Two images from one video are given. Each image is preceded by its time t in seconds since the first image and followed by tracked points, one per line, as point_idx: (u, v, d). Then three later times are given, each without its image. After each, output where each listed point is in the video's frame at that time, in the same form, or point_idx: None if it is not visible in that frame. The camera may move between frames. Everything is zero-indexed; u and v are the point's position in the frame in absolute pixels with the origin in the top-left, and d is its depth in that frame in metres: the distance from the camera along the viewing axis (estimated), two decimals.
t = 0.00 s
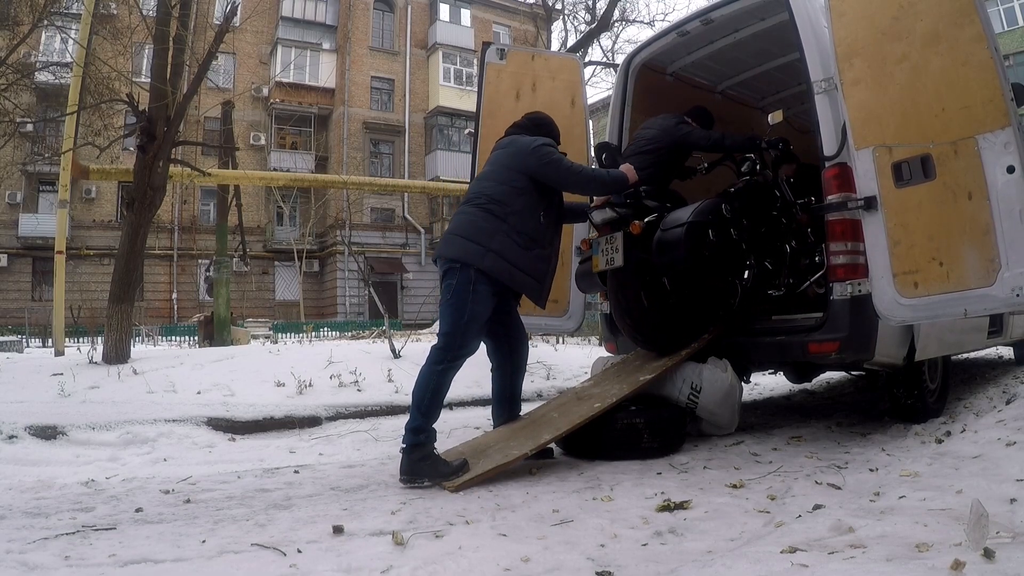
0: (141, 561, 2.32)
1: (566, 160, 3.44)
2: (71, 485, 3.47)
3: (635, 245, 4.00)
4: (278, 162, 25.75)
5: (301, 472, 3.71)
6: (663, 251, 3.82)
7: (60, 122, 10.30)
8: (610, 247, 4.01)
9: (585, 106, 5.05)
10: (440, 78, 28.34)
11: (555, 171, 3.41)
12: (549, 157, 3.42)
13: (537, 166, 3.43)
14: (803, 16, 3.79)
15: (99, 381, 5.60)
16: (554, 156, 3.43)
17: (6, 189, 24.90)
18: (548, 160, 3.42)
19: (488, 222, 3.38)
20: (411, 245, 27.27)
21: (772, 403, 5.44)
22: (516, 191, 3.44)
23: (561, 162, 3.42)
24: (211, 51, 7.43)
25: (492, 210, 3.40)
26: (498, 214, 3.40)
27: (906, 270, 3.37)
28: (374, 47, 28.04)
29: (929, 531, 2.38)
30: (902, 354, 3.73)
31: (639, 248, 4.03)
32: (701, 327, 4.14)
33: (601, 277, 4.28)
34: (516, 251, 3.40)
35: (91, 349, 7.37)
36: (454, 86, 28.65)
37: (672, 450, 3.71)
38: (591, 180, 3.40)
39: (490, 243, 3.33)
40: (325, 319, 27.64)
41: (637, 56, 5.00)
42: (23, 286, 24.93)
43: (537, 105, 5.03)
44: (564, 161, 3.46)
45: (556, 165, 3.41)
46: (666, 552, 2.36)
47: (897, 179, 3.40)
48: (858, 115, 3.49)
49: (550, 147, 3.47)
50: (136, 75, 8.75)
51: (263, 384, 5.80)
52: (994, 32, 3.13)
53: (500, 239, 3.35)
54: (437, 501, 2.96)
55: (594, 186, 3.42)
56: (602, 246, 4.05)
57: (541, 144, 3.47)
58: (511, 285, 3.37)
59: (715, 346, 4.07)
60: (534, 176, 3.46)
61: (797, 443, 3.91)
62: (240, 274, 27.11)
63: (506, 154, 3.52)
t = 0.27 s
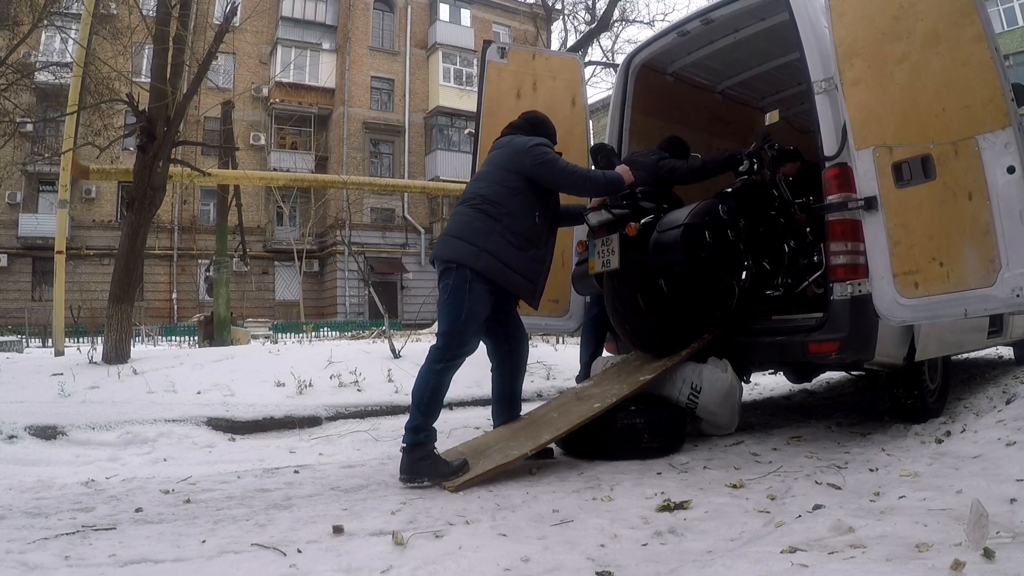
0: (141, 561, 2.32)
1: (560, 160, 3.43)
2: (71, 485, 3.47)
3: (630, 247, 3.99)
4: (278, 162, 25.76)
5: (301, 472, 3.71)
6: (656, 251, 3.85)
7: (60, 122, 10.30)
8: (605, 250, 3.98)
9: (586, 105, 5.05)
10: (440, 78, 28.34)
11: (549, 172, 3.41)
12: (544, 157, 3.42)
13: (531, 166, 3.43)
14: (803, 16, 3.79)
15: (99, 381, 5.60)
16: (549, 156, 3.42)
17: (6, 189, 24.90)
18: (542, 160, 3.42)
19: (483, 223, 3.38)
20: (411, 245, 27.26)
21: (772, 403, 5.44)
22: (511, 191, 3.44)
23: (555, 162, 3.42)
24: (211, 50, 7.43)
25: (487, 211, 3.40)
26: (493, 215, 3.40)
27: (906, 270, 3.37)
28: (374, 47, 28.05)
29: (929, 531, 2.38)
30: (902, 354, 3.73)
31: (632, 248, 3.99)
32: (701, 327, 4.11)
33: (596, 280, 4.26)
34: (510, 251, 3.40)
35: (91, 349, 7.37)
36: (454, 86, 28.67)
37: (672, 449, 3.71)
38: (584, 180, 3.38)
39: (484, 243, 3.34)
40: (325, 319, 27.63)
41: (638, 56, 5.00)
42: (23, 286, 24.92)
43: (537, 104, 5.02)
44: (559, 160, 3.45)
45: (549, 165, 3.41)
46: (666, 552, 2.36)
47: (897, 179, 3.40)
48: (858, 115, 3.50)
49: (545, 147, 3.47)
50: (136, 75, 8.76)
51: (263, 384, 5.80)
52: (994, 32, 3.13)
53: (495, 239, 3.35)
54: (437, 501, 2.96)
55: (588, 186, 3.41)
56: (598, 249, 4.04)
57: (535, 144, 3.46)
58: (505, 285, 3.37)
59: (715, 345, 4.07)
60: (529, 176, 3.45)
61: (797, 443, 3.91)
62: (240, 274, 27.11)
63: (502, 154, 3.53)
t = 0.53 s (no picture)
0: (140, 561, 2.32)
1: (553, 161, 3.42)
2: (71, 485, 3.47)
3: (627, 249, 3.90)
4: (278, 162, 25.76)
5: (301, 472, 3.71)
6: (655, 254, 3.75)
7: (60, 122, 10.30)
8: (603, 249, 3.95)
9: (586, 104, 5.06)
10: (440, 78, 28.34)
11: (541, 173, 3.40)
12: (536, 158, 3.41)
13: (524, 167, 3.42)
14: (803, 16, 3.79)
15: (99, 381, 5.60)
16: (541, 156, 3.41)
17: (6, 189, 24.90)
18: (535, 161, 3.41)
19: (477, 226, 3.38)
20: (411, 245, 27.26)
21: (772, 403, 5.44)
22: (505, 193, 3.44)
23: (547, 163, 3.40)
24: (211, 50, 7.43)
25: (481, 213, 3.40)
26: (487, 217, 3.40)
27: (906, 269, 3.36)
28: (374, 47, 28.05)
29: (929, 531, 2.38)
30: (902, 354, 3.74)
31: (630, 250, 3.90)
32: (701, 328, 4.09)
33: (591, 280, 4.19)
34: (505, 253, 3.39)
35: (91, 349, 7.37)
36: (454, 86, 28.68)
37: (672, 449, 3.71)
38: (577, 181, 3.37)
39: (479, 246, 3.33)
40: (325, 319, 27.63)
41: (638, 55, 5.01)
42: (23, 286, 24.92)
43: (539, 102, 5.04)
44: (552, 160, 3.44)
45: (542, 166, 3.40)
46: (666, 552, 2.36)
47: (898, 178, 3.40)
48: (858, 115, 3.49)
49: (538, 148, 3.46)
50: (136, 75, 8.76)
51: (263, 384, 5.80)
52: (994, 32, 3.13)
53: (489, 242, 3.35)
54: (436, 501, 2.96)
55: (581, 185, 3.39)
56: (595, 249, 3.98)
57: (527, 145, 3.45)
58: (500, 287, 3.36)
59: (715, 345, 4.07)
60: (522, 177, 3.44)
61: (797, 443, 3.91)
62: (240, 274, 27.11)
63: (495, 156, 3.52)
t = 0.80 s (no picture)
0: (140, 561, 2.32)
1: (545, 162, 3.41)
2: (71, 485, 3.47)
3: (621, 250, 3.89)
4: (278, 162, 25.75)
5: (301, 472, 3.71)
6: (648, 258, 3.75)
7: (60, 122, 10.30)
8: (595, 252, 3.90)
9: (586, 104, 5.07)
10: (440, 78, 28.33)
11: (534, 174, 3.39)
12: (528, 159, 3.40)
13: (516, 168, 3.41)
14: (803, 16, 3.79)
15: (99, 381, 5.60)
16: (533, 157, 3.40)
17: (6, 189, 24.89)
18: (527, 162, 3.40)
19: (471, 228, 3.38)
20: (411, 244, 27.26)
21: (772, 403, 5.44)
22: (497, 196, 3.44)
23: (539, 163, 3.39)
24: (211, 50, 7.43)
25: (474, 215, 3.40)
26: (481, 219, 3.40)
27: (906, 269, 3.36)
28: (374, 47, 28.04)
29: (929, 531, 2.38)
30: (903, 353, 3.74)
31: (623, 252, 3.90)
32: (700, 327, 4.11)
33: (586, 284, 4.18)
34: (499, 254, 3.39)
35: (91, 349, 7.37)
36: (454, 86, 28.69)
37: (672, 449, 3.71)
38: (568, 181, 3.35)
39: (472, 248, 3.34)
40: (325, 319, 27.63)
41: (638, 55, 5.01)
42: (23, 286, 24.92)
43: (541, 101, 5.04)
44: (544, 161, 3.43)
45: (533, 167, 3.39)
46: (666, 552, 2.36)
47: (897, 178, 3.40)
48: (858, 115, 3.49)
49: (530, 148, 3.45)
50: (136, 75, 8.76)
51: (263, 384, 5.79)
52: (994, 32, 3.13)
53: (482, 243, 3.35)
54: (436, 501, 2.96)
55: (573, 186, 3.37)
56: (588, 253, 3.93)
57: (519, 146, 3.44)
58: (495, 289, 3.36)
59: (715, 345, 4.07)
60: (514, 178, 3.44)
61: (797, 443, 3.91)
62: (241, 274, 27.11)
63: (488, 157, 3.52)
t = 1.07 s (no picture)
0: (140, 561, 2.32)
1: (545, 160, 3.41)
2: (71, 485, 3.47)
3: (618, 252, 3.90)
4: (278, 162, 25.75)
5: (301, 472, 3.71)
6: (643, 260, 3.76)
7: (61, 122, 10.30)
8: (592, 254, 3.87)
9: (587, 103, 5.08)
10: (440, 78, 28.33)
11: (534, 172, 3.39)
12: (528, 157, 3.40)
13: (516, 166, 3.41)
14: (803, 16, 3.79)
15: (99, 381, 5.60)
16: (534, 155, 3.40)
17: (6, 189, 24.89)
18: (527, 160, 3.40)
19: (472, 227, 3.38)
20: (411, 244, 27.26)
21: (772, 403, 5.44)
22: (498, 194, 3.43)
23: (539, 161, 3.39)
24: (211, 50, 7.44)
25: (475, 214, 3.40)
26: (482, 218, 3.39)
27: (906, 269, 3.36)
28: (374, 47, 28.04)
29: (929, 531, 2.38)
30: (902, 354, 3.74)
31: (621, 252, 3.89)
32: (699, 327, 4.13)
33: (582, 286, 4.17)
34: (501, 253, 3.39)
35: (91, 349, 7.37)
36: (454, 86, 28.67)
37: (672, 449, 3.71)
38: (568, 180, 3.35)
39: (473, 246, 3.33)
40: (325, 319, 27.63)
41: (638, 55, 5.01)
42: (23, 286, 24.91)
43: (544, 99, 5.04)
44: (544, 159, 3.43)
45: (533, 165, 3.39)
46: (666, 552, 2.36)
47: (897, 178, 3.39)
48: (858, 114, 3.49)
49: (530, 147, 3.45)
50: (136, 75, 8.76)
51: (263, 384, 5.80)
52: (994, 32, 3.13)
53: (484, 242, 3.35)
54: (436, 501, 2.96)
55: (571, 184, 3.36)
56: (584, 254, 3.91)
57: (519, 144, 3.45)
58: (496, 288, 3.36)
59: (715, 345, 4.06)
60: (514, 177, 3.44)
61: (797, 443, 3.91)
62: (240, 274, 27.11)
63: (488, 156, 3.51)
